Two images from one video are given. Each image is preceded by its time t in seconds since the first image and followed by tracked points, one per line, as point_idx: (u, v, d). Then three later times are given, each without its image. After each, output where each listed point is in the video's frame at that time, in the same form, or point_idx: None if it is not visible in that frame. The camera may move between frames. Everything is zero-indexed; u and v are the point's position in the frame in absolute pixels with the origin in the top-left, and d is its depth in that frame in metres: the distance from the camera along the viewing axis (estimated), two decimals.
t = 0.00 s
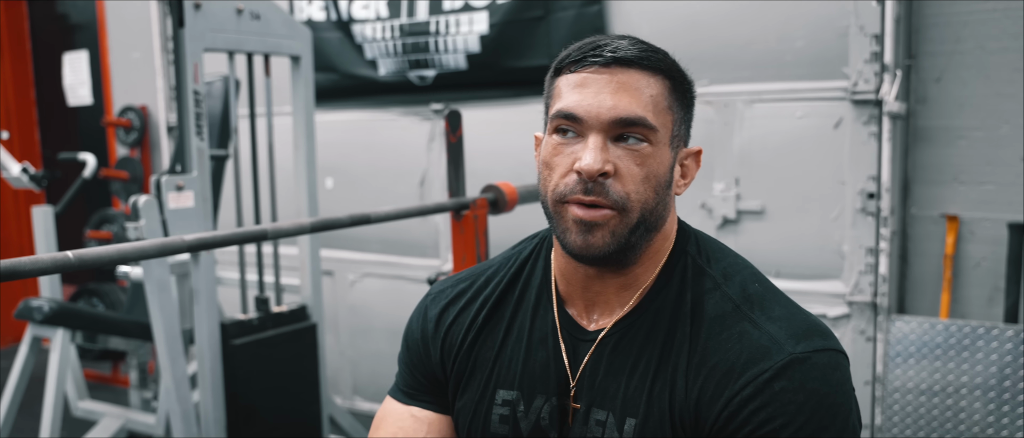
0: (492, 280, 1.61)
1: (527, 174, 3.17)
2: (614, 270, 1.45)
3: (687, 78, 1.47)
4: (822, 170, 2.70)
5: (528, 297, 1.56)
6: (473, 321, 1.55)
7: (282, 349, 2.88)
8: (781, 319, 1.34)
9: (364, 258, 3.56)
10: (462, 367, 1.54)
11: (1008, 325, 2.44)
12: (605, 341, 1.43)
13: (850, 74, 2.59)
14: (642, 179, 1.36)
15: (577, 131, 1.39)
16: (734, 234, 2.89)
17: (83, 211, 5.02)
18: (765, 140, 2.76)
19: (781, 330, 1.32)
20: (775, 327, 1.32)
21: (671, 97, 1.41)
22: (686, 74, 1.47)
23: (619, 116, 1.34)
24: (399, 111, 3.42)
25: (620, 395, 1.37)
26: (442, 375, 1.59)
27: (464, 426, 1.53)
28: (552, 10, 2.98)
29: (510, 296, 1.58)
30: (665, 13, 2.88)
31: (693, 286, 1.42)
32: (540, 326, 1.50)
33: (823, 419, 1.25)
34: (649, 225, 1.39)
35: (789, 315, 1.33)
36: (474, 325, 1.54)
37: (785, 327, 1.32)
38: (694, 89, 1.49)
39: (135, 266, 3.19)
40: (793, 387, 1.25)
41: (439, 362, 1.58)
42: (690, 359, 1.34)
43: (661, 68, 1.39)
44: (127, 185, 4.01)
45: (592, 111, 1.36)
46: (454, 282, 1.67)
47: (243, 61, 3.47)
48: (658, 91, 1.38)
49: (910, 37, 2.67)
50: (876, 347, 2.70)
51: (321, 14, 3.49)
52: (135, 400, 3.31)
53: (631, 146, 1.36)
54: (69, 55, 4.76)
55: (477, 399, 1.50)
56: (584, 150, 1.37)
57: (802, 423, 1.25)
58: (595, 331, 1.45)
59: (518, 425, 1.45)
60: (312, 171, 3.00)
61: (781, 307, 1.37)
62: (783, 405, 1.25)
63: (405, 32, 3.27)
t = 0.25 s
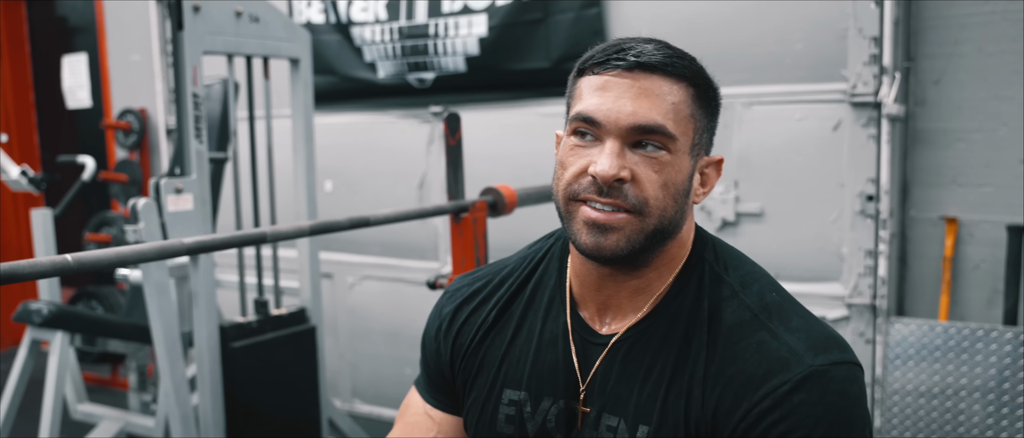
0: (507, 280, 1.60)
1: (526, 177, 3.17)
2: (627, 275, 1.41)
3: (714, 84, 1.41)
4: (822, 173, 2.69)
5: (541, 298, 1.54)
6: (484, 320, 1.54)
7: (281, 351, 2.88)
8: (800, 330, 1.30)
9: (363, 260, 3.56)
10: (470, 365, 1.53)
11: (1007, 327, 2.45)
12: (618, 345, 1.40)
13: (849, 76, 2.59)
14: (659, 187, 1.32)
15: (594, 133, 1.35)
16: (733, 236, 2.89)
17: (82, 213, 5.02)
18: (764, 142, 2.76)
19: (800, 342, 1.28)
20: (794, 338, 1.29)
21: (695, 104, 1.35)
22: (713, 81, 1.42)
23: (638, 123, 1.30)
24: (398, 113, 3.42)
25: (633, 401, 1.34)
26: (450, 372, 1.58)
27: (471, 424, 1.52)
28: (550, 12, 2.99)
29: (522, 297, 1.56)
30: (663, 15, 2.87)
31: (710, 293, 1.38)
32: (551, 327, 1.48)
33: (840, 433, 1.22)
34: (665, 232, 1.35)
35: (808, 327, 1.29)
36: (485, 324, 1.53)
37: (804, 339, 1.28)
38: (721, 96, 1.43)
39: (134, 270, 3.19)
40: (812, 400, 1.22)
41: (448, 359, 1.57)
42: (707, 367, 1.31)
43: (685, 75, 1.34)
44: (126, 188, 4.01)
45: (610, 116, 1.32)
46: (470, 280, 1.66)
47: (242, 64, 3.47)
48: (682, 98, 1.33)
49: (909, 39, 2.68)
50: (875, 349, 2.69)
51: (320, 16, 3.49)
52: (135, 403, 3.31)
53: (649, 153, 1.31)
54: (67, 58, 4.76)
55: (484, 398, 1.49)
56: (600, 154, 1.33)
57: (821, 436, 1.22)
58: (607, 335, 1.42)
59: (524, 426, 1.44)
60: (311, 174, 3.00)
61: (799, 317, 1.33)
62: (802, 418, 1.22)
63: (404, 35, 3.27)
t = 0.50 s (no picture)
0: (522, 277, 1.53)
1: (525, 180, 3.17)
2: (639, 285, 1.34)
3: (740, 94, 1.33)
4: (821, 176, 2.69)
5: (555, 299, 1.46)
6: (496, 318, 1.47)
7: (281, 355, 2.88)
8: (814, 349, 1.22)
9: (362, 264, 3.56)
10: (478, 362, 1.46)
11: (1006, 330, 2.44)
12: (628, 354, 1.32)
13: (848, 79, 2.59)
14: (673, 199, 1.24)
15: (609, 139, 1.28)
16: (732, 239, 2.89)
17: (81, 217, 5.02)
18: (763, 145, 2.77)
19: (813, 362, 1.20)
20: (807, 358, 1.21)
21: (718, 116, 1.27)
22: (741, 92, 1.33)
23: (654, 132, 1.22)
24: (397, 117, 3.42)
25: (639, 416, 1.27)
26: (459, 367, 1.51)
27: (476, 425, 1.46)
28: (549, 16, 3.00)
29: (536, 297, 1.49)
30: (662, 18, 2.87)
31: (724, 308, 1.29)
32: (563, 330, 1.40)
33: None
34: (677, 247, 1.27)
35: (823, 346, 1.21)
36: (496, 323, 1.47)
37: (818, 359, 1.20)
38: (748, 109, 1.35)
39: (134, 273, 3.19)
40: (821, 425, 1.15)
41: (457, 353, 1.50)
42: (717, 384, 1.23)
43: (709, 85, 1.25)
44: (125, 192, 4.01)
45: (625, 124, 1.24)
46: (486, 274, 1.59)
47: (241, 68, 3.47)
48: (703, 109, 1.24)
49: (907, 42, 2.68)
50: (875, 352, 2.69)
51: (319, 20, 3.49)
52: (134, 407, 3.31)
53: (664, 163, 1.23)
54: (66, 62, 4.77)
55: (489, 397, 1.42)
56: (612, 161, 1.25)
57: None
58: (617, 344, 1.34)
59: (529, 430, 1.38)
60: (311, 178, 3.01)
61: (815, 336, 1.24)
62: None
63: (403, 38, 3.27)
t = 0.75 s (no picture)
0: (520, 288, 1.51)
1: (523, 185, 3.17)
2: (642, 300, 1.32)
3: (752, 109, 1.31)
4: (819, 180, 2.70)
5: (553, 312, 1.45)
6: (495, 330, 1.46)
7: (279, 359, 2.87)
8: (825, 364, 1.20)
9: (361, 268, 3.56)
10: (479, 375, 1.45)
11: (1004, 333, 2.45)
12: (632, 368, 1.30)
13: (846, 83, 2.60)
14: (675, 217, 1.22)
15: (613, 154, 1.26)
16: (731, 243, 2.90)
17: (79, 222, 5.02)
18: (761, 148, 2.77)
19: (824, 377, 1.18)
20: (817, 373, 1.19)
21: (726, 133, 1.25)
22: (752, 108, 1.31)
23: (659, 150, 1.19)
24: (395, 121, 3.42)
25: (646, 432, 1.26)
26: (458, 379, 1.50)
27: None
28: (547, 20, 3.01)
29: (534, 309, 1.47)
30: (660, 22, 2.87)
31: (732, 322, 1.28)
32: (563, 343, 1.39)
33: None
34: (679, 265, 1.25)
35: (833, 361, 1.19)
36: (495, 335, 1.45)
37: (828, 374, 1.18)
38: (759, 125, 1.32)
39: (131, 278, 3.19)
40: None
41: (457, 366, 1.49)
42: (725, 401, 1.21)
43: (718, 102, 1.23)
44: (123, 196, 4.01)
45: (630, 139, 1.21)
46: (483, 284, 1.58)
47: (239, 72, 3.48)
48: (711, 126, 1.22)
49: (905, 46, 2.69)
50: (873, 355, 2.69)
51: (317, 24, 3.50)
52: (133, 412, 3.31)
53: (667, 182, 1.21)
54: (64, 66, 4.77)
55: (489, 412, 1.41)
56: (615, 177, 1.23)
57: None
58: (621, 358, 1.32)
59: None
60: (309, 182, 3.01)
61: (824, 350, 1.23)
62: None
63: (401, 43, 3.28)
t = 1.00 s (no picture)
0: (517, 290, 1.51)
1: (520, 185, 3.17)
2: (641, 302, 1.32)
3: (748, 107, 1.30)
4: (815, 180, 2.70)
5: (552, 314, 1.44)
6: (494, 333, 1.46)
7: (276, 360, 2.87)
8: (828, 367, 1.21)
9: (357, 268, 3.56)
10: (477, 378, 1.45)
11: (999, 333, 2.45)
12: (634, 372, 1.30)
13: (842, 83, 2.60)
14: (668, 217, 1.22)
15: (605, 153, 1.26)
16: (727, 243, 2.90)
17: (75, 222, 5.00)
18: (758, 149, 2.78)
19: (827, 381, 1.18)
20: (821, 377, 1.19)
21: (720, 132, 1.24)
22: (748, 106, 1.30)
23: (647, 149, 1.19)
24: (392, 121, 3.42)
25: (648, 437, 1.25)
26: (456, 382, 1.50)
27: None
28: (544, 20, 3.00)
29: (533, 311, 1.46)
30: (656, 23, 2.87)
31: (735, 326, 1.28)
32: (563, 346, 1.39)
33: None
34: (673, 265, 1.25)
35: (836, 364, 1.19)
36: (494, 338, 1.45)
37: (832, 378, 1.19)
38: (756, 122, 1.32)
39: (128, 279, 3.19)
40: None
41: (454, 369, 1.49)
42: (728, 405, 1.21)
43: (710, 100, 1.23)
44: (119, 196, 4.00)
45: (619, 138, 1.22)
46: (479, 285, 1.57)
47: (236, 72, 3.47)
48: (704, 124, 1.22)
49: (901, 47, 2.69)
50: (869, 355, 2.70)
51: (314, 25, 3.49)
52: (129, 413, 3.30)
53: (658, 182, 1.21)
54: (60, 67, 4.76)
55: (488, 415, 1.40)
56: (606, 176, 1.24)
57: None
58: (623, 362, 1.32)
59: None
60: (306, 183, 3.00)
61: (827, 353, 1.23)
62: None
63: (397, 43, 3.27)
